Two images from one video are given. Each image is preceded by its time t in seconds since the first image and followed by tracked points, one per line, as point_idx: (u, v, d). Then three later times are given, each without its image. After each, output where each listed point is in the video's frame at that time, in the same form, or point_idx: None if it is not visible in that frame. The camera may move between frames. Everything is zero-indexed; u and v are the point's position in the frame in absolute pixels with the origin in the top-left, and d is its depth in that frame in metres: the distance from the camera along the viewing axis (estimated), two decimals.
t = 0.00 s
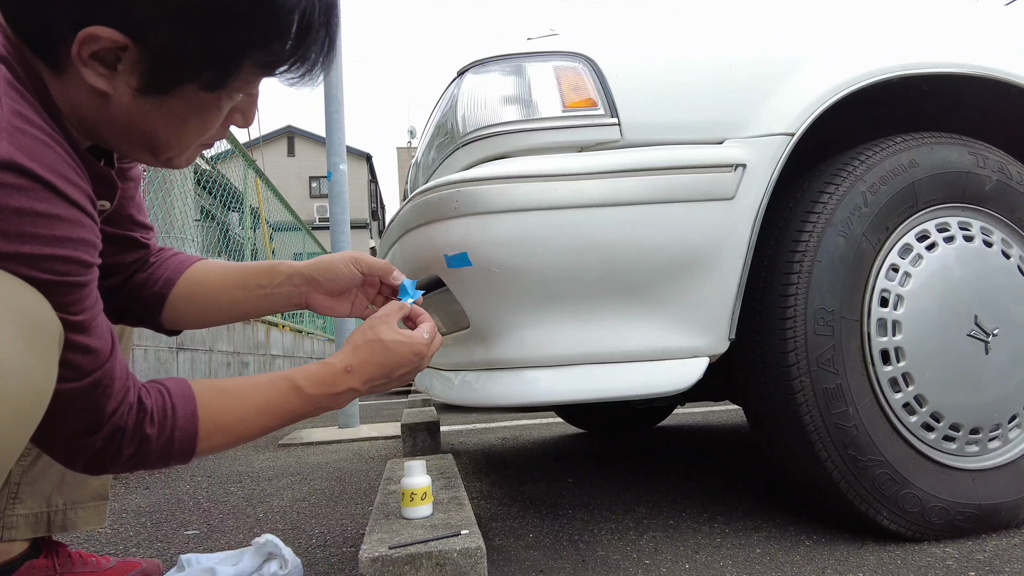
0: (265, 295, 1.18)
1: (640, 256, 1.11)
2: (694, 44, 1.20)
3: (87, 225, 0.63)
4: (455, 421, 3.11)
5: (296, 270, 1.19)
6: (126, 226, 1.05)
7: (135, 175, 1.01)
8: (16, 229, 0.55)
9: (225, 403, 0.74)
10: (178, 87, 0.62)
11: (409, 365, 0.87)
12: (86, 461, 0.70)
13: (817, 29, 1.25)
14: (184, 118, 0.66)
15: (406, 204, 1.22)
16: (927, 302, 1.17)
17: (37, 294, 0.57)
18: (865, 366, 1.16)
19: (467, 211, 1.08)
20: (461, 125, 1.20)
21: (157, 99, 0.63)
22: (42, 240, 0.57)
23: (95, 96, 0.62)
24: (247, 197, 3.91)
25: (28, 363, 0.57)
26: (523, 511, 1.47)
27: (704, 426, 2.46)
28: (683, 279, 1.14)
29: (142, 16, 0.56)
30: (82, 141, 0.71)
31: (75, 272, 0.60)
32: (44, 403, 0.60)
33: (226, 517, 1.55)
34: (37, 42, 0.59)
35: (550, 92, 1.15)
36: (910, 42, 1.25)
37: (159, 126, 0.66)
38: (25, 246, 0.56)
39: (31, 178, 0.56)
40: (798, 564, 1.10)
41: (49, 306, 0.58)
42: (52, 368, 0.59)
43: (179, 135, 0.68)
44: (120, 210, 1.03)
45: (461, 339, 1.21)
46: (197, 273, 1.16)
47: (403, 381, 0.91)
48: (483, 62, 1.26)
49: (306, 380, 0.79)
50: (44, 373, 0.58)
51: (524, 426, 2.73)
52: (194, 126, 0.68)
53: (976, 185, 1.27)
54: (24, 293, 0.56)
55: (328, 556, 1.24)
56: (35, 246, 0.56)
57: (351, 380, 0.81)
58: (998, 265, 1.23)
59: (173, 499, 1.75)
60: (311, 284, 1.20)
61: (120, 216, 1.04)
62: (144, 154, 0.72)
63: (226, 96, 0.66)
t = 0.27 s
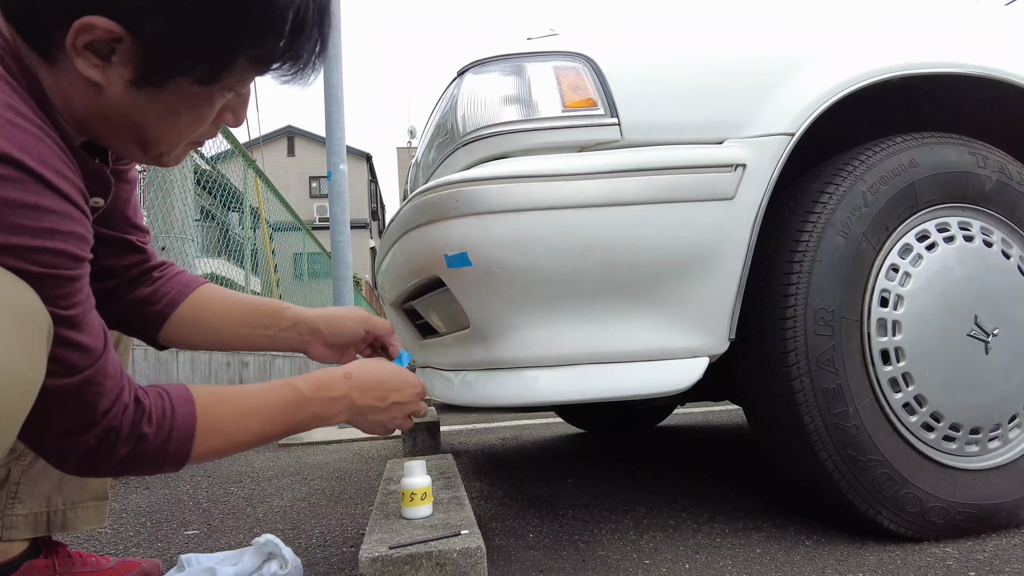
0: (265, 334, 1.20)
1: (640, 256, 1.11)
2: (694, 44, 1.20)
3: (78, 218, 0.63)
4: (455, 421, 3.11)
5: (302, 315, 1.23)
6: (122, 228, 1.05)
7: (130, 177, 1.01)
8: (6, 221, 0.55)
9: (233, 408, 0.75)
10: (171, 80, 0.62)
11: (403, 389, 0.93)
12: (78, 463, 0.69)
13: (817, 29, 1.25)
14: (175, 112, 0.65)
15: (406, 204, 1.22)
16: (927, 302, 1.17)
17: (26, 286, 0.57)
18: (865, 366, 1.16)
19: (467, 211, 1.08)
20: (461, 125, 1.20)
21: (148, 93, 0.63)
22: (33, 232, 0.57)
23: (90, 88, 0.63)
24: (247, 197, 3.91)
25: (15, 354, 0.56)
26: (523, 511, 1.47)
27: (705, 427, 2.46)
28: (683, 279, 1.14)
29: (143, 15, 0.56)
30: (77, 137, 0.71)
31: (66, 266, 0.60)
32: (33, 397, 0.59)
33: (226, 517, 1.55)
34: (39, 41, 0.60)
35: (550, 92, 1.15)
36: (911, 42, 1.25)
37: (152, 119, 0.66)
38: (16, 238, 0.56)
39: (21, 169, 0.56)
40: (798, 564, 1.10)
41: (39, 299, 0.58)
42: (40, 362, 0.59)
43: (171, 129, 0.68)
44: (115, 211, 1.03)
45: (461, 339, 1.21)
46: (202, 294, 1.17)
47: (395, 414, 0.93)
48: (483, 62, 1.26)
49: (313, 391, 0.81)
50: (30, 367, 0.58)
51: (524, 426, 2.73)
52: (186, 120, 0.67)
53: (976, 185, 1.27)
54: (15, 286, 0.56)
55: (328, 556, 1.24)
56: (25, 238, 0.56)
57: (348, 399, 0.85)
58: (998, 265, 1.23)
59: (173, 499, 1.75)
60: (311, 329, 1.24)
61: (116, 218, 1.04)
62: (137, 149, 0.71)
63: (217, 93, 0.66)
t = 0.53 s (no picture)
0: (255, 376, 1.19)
1: (640, 255, 1.11)
2: (694, 44, 1.20)
3: (77, 214, 0.63)
4: (455, 421, 3.11)
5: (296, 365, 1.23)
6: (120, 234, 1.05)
7: (128, 183, 1.02)
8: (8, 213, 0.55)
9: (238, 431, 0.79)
10: (170, 80, 0.62)
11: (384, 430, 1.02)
12: (79, 470, 0.69)
13: (817, 28, 1.25)
14: (175, 113, 0.66)
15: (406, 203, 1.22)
16: (927, 302, 1.17)
17: (30, 280, 0.57)
18: (865, 366, 1.16)
19: (467, 211, 1.08)
20: (461, 125, 1.20)
21: (147, 94, 0.63)
22: (34, 226, 0.57)
23: (88, 88, 0.63)
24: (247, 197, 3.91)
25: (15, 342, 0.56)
26: (523, 511, 1.47)
27: (705, 427, 2.46)
28: (683, 279, 1.14)
29: (144, 15, 0.57)
30: (76, 138, 0.71)
31: (66, 261, 0.60)
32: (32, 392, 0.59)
33: (226, 517, 1.55)
34: (39, 40, 0.60)
35: (550, 92, 1.15)
36: (911, 42, 1.25)
37: (150, 120, 0.66)
38: (17, 231, 0.56)
39: (22, 164, 0.57)
40: (798, 564, 1.10)
41: (41, 293, 0.58)
42: (41, 355, 0.58)
43: (169, 130, 0.68)
44: (112, 218, 1.04)
45: (460, 339, 1.21)
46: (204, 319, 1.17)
47: (383, 452, 1.01)
48: (483, 62, 1.26)
49: (307, 420, 0.89)
50: (29, 358, 0.57)
51: (524, 426, 2.73)
52: (184, 121, 0.67)
53: (976, 185, 1.27)
54: (17, 278, 0.56)
55: (328, 556, 1.24)
56: (26, 232, 0.56)
57: (338, 432, 0.93)
58: (998, 265, 1.23)
59: (173, 499, 1.75)
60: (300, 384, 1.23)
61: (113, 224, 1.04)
62: (133, 150, 0.71)
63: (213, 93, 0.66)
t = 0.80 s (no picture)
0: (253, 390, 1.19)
1: (640, 256, 1.11)
2: (694, 44, 1.20)
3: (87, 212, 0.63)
4: (455, 421, 3.11)
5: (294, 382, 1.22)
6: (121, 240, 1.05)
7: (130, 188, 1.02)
8: (21, 209, 0.55)
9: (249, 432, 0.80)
10: (176, 85, 0.62)
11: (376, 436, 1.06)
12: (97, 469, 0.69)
13: (817, 28, 1.25)
14: (181, 119, 0.66)
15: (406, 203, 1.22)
16: (927, 302, 1.17)
17: (37, 273, 0.57)
18: (865, 365, 1.16)
19: (467, 211, 1.08)
20: (461, 125, 1.20)
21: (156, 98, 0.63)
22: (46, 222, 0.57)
23: (97, 89, 0.63)
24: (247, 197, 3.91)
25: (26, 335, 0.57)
26: (523, 511, 1.47)
27: (705, 426, 2.46)
28: (683, 279, 1.14)
29: (144, 15, 0.57)
30: (81, 141, 0.71)
31: (76, 256, 0.60)
32: (42, 388, 0.60)
33: (226, 517, 1.55)
34: (42, 41, 0.60)
35: (550, 92, 1.15)
36: (911, 42, 1.25)
37: (155, 124, 0.66)
38: (29, 227, 0.56)
39: (34, 161, 0.56)
40: (798, 564, 1.10)
41: (52, 290, 0.58)
42: (49, 348, 0.59)
43: (173, 134, 0.68)
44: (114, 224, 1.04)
45: (460, 339, 1.21)
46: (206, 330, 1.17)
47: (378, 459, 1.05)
48: (483, 62, 1.26)
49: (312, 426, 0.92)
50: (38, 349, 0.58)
51: (524, 426, 2.73)
52: (190, 126, 0.67)
53: (976, 185, 1.27)
54: (26, 272, 0.56)
55: (328, 556, 1.24)
56: (38, 227, 0.56)
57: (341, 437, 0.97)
58: (998, 265, 1.23)
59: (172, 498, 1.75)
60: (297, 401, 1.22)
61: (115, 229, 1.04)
62: (137, 153, 0.71)
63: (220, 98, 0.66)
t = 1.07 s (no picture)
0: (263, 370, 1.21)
1: (640, 256, 1.11)
2: (693, 44, 1.20)
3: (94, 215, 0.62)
4: (455, 421, 3.11)
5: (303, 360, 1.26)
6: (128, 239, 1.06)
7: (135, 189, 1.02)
8: (32, 203, 0.55)
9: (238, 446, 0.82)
10: (182, 87, 0.62)
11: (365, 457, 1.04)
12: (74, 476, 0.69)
13: (817, 28, 1.25)
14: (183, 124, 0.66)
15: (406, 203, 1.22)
16: (927, 302, 1.17)
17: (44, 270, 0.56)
18: (865, 365, 1.16)
19: (467, 211, 1.08)
20: (461, 125, 1.20)
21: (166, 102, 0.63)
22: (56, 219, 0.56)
23: (107, 92, 0.62)
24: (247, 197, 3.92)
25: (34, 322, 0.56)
26: (523, 511, 1.47)
27: (704, 426, 2.46)
28: (683, 278, 1.14)
29: (145, 14, 0.56)
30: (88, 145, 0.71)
31: (81, 254, 0.60)
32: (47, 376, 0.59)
33: (226, 517, 1.55)
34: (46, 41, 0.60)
35: (550, 92, 1.15)
36: (910, 42, 1.25)
37: (161, 128, 0.66)
38: (39, 222, 0.55)
39: (45, 161, 0.56)
40: (797, 564, 1.10)
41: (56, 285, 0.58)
42: (54, 335, 0.58)
43: (177, 138, 0.68)
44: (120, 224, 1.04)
45: (460, 340, 1.21)
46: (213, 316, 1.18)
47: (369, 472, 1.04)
48: (483, 62, 1.26)
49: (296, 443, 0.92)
50: (45, 337, 0.57)
51: (524, 426, 2.73)
52: (192, 131, 0.67)
53: (976, 185, 1.27)
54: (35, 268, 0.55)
55: (328, 556, 1.24)
56: (48, 223, 0.56)
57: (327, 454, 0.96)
58: (998, 265, 1.23)
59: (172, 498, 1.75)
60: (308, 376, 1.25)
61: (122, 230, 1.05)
62: (139, 158, 0.71)
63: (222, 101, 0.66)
